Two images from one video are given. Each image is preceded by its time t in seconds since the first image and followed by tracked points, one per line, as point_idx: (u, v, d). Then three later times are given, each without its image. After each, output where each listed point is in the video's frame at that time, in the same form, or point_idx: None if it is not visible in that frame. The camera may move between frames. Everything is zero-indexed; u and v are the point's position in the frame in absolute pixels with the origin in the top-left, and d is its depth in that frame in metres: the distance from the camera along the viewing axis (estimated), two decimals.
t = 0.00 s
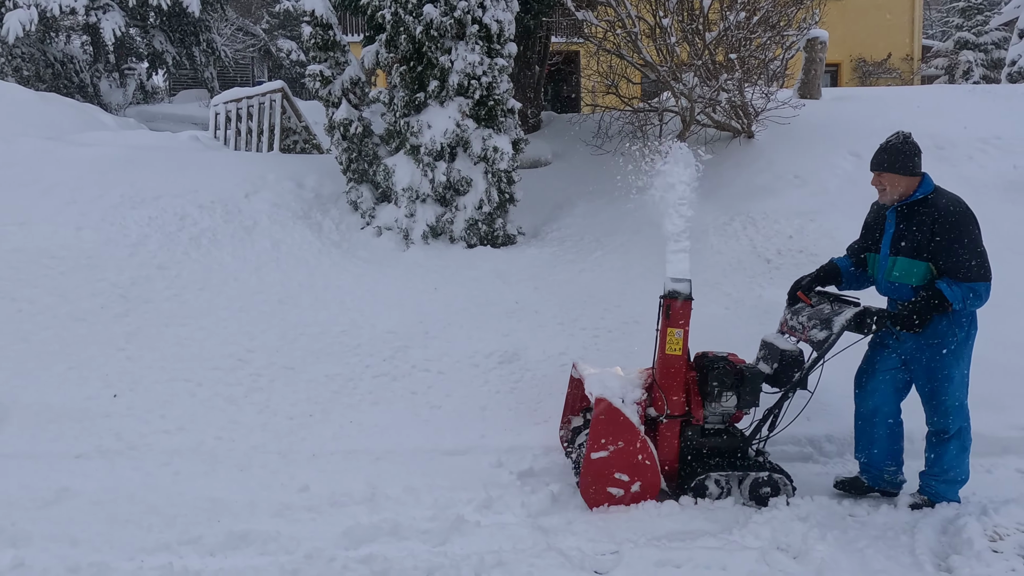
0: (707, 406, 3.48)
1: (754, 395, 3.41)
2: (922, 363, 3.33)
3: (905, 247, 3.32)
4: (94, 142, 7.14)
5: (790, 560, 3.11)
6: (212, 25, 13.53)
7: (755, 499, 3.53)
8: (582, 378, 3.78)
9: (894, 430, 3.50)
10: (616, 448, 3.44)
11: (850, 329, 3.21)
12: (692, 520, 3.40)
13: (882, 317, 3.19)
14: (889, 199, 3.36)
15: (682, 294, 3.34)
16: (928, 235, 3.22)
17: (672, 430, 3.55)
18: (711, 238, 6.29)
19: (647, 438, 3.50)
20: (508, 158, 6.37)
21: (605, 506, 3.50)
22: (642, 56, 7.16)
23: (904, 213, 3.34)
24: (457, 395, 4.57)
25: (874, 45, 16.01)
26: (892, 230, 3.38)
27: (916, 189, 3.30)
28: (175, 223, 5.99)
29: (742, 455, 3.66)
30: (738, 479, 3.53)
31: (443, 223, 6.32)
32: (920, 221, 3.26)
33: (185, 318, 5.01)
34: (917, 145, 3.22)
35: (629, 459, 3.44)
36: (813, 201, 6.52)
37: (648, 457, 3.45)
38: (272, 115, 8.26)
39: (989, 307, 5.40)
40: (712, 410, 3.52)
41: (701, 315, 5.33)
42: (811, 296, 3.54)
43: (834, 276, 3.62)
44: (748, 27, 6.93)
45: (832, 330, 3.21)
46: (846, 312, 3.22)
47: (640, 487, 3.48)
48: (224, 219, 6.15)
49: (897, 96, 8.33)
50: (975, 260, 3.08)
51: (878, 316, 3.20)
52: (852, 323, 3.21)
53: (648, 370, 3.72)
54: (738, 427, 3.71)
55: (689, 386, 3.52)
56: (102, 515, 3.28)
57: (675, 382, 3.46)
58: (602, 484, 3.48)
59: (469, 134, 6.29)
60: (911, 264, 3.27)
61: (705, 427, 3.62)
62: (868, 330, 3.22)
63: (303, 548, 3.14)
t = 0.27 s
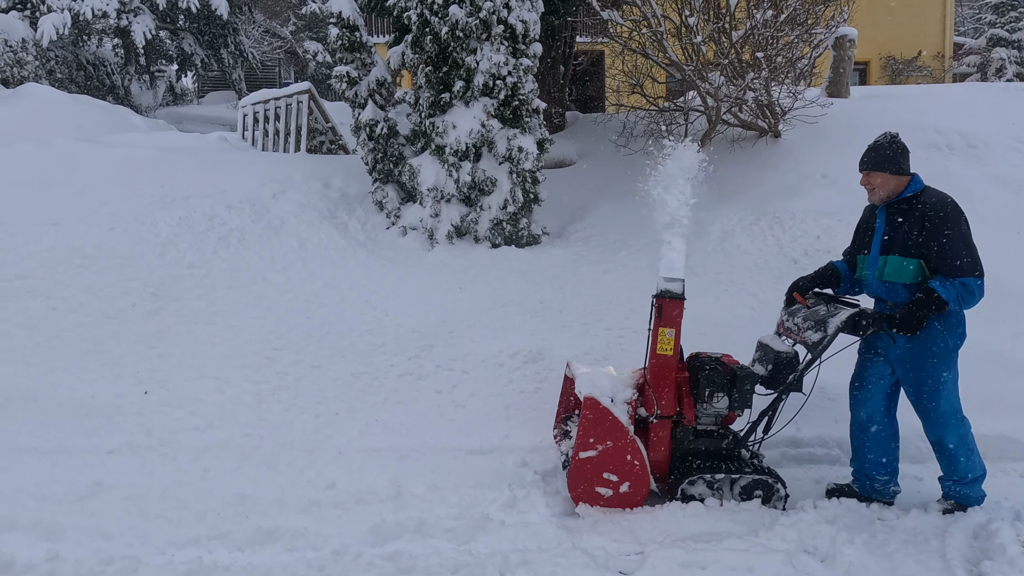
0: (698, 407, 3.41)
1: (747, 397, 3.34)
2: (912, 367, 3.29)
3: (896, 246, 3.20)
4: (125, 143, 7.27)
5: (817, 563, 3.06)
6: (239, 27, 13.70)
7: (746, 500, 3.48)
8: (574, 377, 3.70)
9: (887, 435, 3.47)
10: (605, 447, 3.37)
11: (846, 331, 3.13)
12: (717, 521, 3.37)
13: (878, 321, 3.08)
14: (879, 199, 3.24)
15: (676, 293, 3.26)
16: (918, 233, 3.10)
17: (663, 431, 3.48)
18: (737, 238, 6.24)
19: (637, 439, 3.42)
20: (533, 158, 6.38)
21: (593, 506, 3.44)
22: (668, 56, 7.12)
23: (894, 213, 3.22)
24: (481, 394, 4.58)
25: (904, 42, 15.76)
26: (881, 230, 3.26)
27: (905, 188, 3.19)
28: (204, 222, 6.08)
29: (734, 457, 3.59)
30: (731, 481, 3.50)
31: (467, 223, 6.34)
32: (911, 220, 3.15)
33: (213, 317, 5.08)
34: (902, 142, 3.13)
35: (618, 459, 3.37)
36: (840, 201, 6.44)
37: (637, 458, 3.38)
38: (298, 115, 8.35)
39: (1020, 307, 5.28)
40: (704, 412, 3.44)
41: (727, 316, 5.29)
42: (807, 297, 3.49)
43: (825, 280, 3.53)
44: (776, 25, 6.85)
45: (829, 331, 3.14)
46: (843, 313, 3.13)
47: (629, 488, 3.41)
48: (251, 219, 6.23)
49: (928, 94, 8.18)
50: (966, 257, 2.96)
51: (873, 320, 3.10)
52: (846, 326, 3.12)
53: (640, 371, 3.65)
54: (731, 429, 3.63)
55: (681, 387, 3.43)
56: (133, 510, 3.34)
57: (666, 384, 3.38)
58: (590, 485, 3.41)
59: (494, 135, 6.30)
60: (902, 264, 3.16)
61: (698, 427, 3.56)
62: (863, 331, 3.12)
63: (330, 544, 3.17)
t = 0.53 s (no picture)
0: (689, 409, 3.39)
1: (736, 400, 3.31)
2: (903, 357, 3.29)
3: (892, 244, 3.20)
4: (156, 145, 7.39)
5: (848, 568, 2.99)
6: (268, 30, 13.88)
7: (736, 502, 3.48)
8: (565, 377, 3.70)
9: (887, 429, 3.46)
10: (592, 449, 3.37)
11: (839, 334, 3.08)
12: (744, 525, 3.32)
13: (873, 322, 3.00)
14: (875, 197, 3.25)
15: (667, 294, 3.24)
16: (914, 231, 3.10)
17: (654, 433, 3.46)
18: (765, 239, 6.17)
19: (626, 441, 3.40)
20: (558, 158, 6.38)
21: (581, 507, 3.45)
22: (694, 56, 7.09)
23: (892, 211, 3.23)
24: (506, 395, 4.58)
25: (936, 40, 15.51)
26: (880, 228, 3.27)
27: (902, 185, 3.19)
28: (233, 222, 6.16)
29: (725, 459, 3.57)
30: (722, 484, 3.48)
31: (492, 224, 6.36)
32: (906, 218, 3.15)
33: (242, 316, 5.15)
34: (898, 140, 3.12)
35: (606, 460, 3.37)
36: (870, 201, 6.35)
37: (625, 460, 3.37)
38: (325, 116, 8.47)
39: None
40: (694, 413, 3.44)
41: (754, 317, 5.24)
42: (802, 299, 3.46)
43: (824, 280, 3.55)
44: (804, 23, 6.79)
45: (820, 334, 3.09)
46: (835, 315, 3.08)
47: (617, 490, 3.40)
48: (278, 220, 6.30)
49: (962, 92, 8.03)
50: (959, 255, 2.95)
51: (868, 322, 3.02)
52: (839, 329, 3.06)
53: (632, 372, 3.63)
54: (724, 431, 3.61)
55: (671, 389, 3.41)
56: (163, 507, 3.38)
57: (656, 385, 3.37)
58: (577, 485, 3.43)
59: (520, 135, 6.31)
60: (897, 261, 3.17)
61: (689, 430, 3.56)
62: (857, 334, 3.06)
63: (356, 542, 3.18)
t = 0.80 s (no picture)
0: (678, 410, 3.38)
1: (725, 401, 3.33)
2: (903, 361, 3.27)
3: (893, 248, 3.16)
4: (187, 146, 7.51)
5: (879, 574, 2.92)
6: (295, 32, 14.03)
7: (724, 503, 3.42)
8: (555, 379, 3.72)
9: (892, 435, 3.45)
10: (577, 450, 3.38)
11: (829, 334, 3.08)
12: (771, 529, 3.27)
13: (864, 323, 3.02)
14: (875, 200, 3.22)
15: (654, 295, 3.26)
16: (913, 234, 3.05)
17: (641, 435, 3.44)
18: (793, 239, 6.08)
19: (612, 442, 3.40)
20: (584, 159, 6.38)
21: (568, 507, 3.45)
22: (721, 55, 7.05)
23: (892, 214, 3.18)
24: (532, 396, 4.58)
25: (971, 36, 15.18)
26: (880, 232, 3.23)
27: (904, 187, 3.15)
28: (261, 223, 6.23)
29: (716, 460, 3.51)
30: (711, 486, 3.41)
31: (518, 224, 6.36)
32: (908, 221, 3.09)
33: (270, 315, 5.21)
34: (898, 142, 3.08)
35: (591, 461, 3.38)
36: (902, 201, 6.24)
37: (611, 461, 3.37)
38: (353, 118, 8.62)
39: None
40: (683, 415, 3.42)
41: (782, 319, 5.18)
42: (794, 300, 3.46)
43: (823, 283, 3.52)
44: (834, 21, 6.72)
45: (809, 335, 3.10)
46: (825, 316, 3.10)
47: (603, 491, 3.40)
48: (304, 220, 6.36)
49: (999, 89, 7.82)
50: (956, 258, 2.89)
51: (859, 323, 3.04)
52: (829, 330, 3.07)
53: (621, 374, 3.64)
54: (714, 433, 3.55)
55: (659, 391, 3.42)
56: (194, 503, 3.43)
57: (643, 387, 3.38)
58: (563, 486, 3.44)
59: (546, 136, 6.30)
60: (896, 264, 3.11)
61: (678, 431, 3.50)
62: (847, 335, 3.06)
63: (383, 541, 3.20)
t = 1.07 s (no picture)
0: (662, 411, 3.35)
1: (707, 402, 3.25)
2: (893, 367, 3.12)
3: (880, 248, 3.06)
4: (212, 147, 7.60)
5: None
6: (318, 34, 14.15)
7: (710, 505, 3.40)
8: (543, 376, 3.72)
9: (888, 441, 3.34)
10: (560, 449, 3.39)
11: (815, 333, 3.01)
12: (796, 531, 3.23)
13: (850, 321, 2.95)
14: (860, 200, 3.12)
15: (638, 294, 3.22)
16: (898, 235, 2.97)
17: (626, 434, 3.42)
18: (817, 238, 5.97)
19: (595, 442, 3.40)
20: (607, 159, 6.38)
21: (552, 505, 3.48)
22: (745, 53, 7.01)
23: (877, 213, 3.10)
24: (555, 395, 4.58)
25: (1001, 32, 14.94)
26: (864, 233, 3.14)
27: (890, 188, 3.05)
28: (284, 223, 6.29)
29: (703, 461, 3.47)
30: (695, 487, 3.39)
31: (539, 224, 6.38)
32: (895, 221, 3.00)
33: (294, 314, 5.27)
34: (887, 140, 2.98)
35: (573, 460, 3.39)
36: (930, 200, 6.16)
37: (594, 460, 3.37)
38: (375, 119, 8.67)
39: None
40: (667, 415, 3.38)
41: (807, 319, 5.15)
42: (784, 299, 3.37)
43: (812, 282, 3.43)
44: (859, 18, 6.65)
45: (795, 334, 3.02)
46: (811, 314, 3.02)
47: (586, 490, 3.41)
48: (326, 220, 6.41)
49: None
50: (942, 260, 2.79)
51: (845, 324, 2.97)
52: (816, 328, 3.00)
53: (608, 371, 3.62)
54: (701, 433, 3.51)
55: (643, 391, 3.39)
56: (219, 500, 3.47)
57: (627, 386, 3.35)
58: (547, 484, 3.46)
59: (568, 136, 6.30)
60: (881, 266, 3.03)
61: (663, 430, 3.49)
62: (833, 335, 2.99)
63: (406, 539, 3.21)
